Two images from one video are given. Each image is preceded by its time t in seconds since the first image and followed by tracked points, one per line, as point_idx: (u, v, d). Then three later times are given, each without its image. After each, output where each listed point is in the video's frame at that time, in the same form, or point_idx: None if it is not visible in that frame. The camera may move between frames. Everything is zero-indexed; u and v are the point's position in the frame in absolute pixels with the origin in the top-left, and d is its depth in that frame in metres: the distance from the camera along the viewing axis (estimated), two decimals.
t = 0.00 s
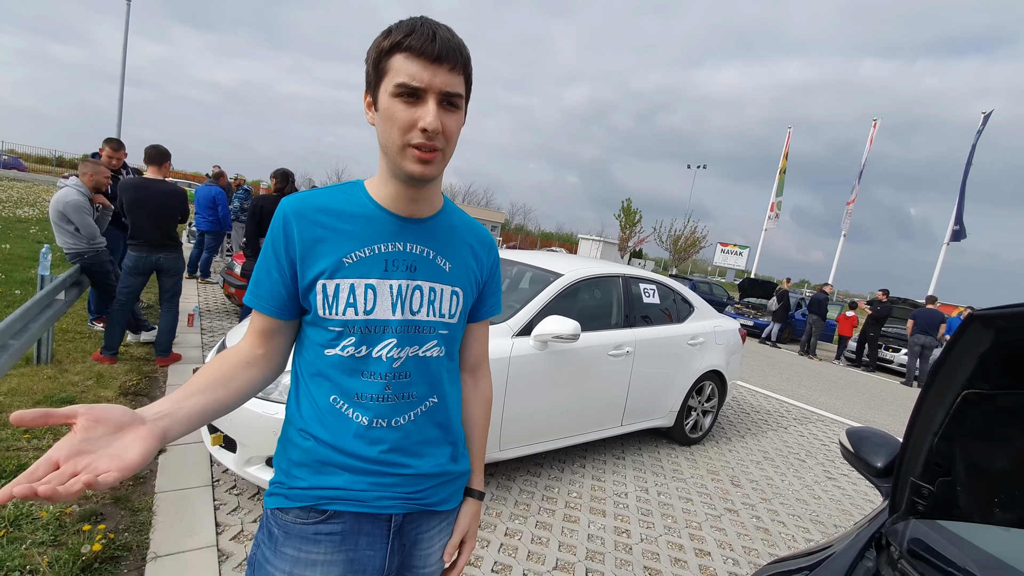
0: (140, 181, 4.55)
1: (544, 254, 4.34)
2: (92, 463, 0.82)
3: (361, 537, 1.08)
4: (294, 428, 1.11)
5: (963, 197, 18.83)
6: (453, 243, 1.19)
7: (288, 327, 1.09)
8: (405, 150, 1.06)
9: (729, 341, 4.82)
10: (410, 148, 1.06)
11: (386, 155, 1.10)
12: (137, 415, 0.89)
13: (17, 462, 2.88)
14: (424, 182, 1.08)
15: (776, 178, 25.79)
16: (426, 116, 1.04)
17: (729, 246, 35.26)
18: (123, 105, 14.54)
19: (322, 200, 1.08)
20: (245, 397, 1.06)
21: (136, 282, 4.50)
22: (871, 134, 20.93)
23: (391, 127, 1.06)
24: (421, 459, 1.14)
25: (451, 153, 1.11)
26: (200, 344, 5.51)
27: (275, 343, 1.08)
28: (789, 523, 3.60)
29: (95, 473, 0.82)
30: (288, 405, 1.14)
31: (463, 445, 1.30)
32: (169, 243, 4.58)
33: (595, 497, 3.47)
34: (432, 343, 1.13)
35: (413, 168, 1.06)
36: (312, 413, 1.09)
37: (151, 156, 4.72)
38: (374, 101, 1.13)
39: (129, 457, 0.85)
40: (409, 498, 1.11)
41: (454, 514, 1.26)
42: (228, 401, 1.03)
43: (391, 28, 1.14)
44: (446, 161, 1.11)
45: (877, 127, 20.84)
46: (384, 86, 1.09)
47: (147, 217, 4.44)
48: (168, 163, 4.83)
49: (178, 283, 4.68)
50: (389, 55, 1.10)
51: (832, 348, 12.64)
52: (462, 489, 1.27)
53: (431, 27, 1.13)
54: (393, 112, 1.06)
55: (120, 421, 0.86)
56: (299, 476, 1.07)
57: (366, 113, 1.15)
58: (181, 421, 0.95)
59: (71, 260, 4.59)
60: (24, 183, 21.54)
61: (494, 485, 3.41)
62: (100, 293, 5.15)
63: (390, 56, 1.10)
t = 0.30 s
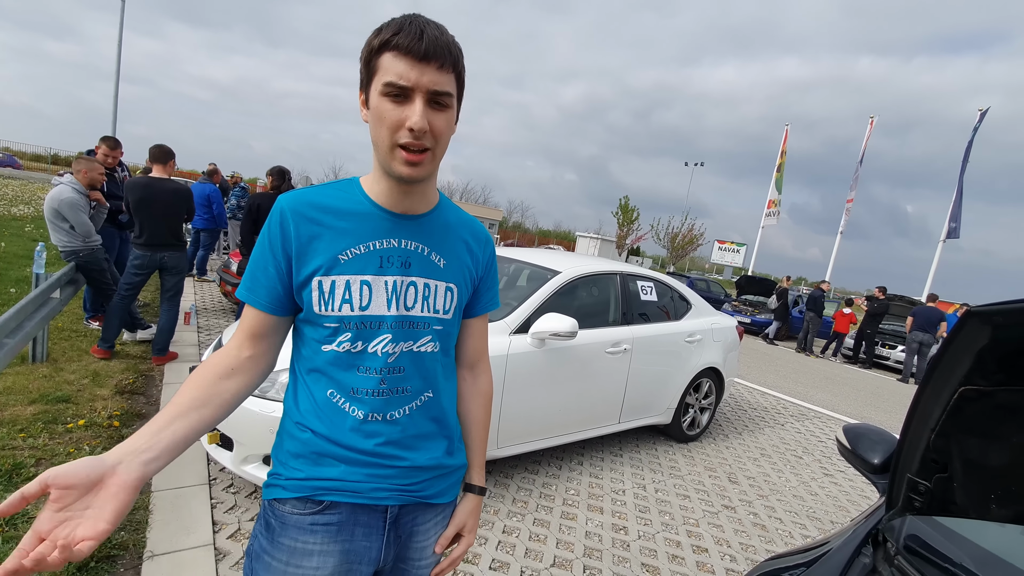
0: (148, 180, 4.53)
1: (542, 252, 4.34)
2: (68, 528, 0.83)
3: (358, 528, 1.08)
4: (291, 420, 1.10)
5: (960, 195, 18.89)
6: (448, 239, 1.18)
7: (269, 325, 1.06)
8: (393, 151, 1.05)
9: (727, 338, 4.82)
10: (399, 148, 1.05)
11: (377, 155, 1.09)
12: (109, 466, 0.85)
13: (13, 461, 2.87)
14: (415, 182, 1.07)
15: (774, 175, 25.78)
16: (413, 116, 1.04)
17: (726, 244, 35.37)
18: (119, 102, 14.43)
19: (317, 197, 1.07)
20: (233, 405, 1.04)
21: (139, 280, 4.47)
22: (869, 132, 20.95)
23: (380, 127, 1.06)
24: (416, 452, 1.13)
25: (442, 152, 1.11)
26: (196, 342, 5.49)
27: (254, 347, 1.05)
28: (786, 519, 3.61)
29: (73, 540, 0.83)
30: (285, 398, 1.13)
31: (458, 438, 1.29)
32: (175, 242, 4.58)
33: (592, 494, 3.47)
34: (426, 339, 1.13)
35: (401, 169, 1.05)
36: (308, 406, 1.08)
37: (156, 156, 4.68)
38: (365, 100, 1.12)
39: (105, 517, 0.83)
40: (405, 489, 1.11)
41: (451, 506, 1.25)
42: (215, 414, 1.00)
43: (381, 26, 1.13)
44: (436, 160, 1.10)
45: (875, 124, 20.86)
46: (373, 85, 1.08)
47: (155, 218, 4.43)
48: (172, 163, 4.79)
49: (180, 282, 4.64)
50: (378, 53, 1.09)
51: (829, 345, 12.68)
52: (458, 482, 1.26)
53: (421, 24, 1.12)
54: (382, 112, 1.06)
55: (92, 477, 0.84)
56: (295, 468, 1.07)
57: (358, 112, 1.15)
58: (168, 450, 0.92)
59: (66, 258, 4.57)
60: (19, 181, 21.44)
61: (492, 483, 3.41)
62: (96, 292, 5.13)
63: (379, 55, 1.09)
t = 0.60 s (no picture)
0: (135, 176, 4.50)
1: (540, 250, 4.33)
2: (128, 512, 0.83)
3: (352, 513, 1.08)
4: (289, 407, 1.10)
5: (959, 193, 18.88)
6: (446, 238, 1.17)
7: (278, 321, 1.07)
8: (393, 146, 1.05)
9: (725, 336, 4.83)
10: (398, 143, 1.04)
11: (375, 150, 1.09)
12: (154, 456, 0.88)
13: (10, 460, 2.87)
14: (413, 178, 1.06)
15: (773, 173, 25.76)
16: (412, 111, 1.03)
17: (724, 242, 35.41)
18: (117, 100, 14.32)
19: (315, 197, 1.07)
20: (252, 394, 1.07)
21: (129, 277, 4.46)
22: (866, 130, 20.95)
23: (379, 123, 1.06)
24: (409, 443, 1.13)
25: (440, 147, 1.10)
26: (194, 341, 5.48)
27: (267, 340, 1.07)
28: (784, 516, 3.62)
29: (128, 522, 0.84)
30: (283, 387, 1.13)
31: (451, 430, 1.29)
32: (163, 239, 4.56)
33: (591, 492, 3.48)
34: (420, 338, 1.13)
35: (401, 164, 1.05)
36: (304, 398, 1.08)
37: (151, 154, 4.68)
38: (362, 96, 1.12)
39: (159, 501, 0.87)
40: (398, 477, 1.10)
41: (445, 494, 1.25)
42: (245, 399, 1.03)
43: (377, 21, 1.13)
44: (435, 156, 1.10)
45: (872, 123, 20.85)
46: (371, 80, 1.08)
47: (143, 216, 4.42)
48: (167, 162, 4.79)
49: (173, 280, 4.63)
50: (375, 48, 1.09)
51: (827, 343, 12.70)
52: (451, 470, 1.26)
53: (418, 19, 1.12)
54: (380, 108, 1.05)
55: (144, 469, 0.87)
56: (291, 455, 1.07)
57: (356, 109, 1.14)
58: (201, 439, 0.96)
59: (63, 257, 4.55)
60: (16, 180, 21.39)
61: (490, 481, 3.41)
62: (93, 291, 5.12)
63: (377, 49, 1.09)
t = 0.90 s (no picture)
0: (120, 173, 4.52)
1: (540, 250, 4.33)
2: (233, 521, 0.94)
3: (341, 508, 1.08)
4: (282, 401, 1.11)
5: (958, 192, 18.89)
6: (441, 236, 1.17)
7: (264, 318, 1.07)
8: (392, 144, 1.04)
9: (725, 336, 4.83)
10: (397, 142, 1.04)
11: (371, 147, 1.08)
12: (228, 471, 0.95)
13: (10, 461, 2.87)
14: (411, 176, 1.06)
15: (772, 173, 25.74)
16: (413, 109, 1.03)
17: (724, 242, 35.47)
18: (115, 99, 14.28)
19: (309, 193, 1.07)
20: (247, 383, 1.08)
21: (116, 276, 4.51)
22: (866, 129, 20.93)
23: (377, 120, 1.05)
24: (399, 441, 1.13)
25: (438, 145, 1.10)
26: (193, 341, 5.48)
27: (253, 334, 1.07)
28: (783, 515, 3.62)
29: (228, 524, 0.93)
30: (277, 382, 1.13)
31: (443, 428, 1.29)
32: (146, 237, 4.53)
33: (591, 491, 3.48)
34: (414, 335, 1.13)
35: (399, 162, 1.04)
36: (296, 393, 1.09)
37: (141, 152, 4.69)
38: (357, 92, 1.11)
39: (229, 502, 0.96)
40: (386, 475, 1.10)
41: (435, 491, 1.26)
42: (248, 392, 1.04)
43: (374, 15, 1.12)
44: (432, 154, 1.10)
45: (872, 122, 20.83)
46: (368, 76, 1.07)
47: (125, 213, 4.42)
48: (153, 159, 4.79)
49: (162, 280, 4.65)
50: (372, 44, 1.08)
51: (826, 343, 12.71)
52: (442, 469, 1.27)
53: (416, 16, 1.12)
54: (379, 105, 1.05)
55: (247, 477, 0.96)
56: (282, 449, 1.07)
57: (350, 105, 1.13)
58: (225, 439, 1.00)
59: (62, 257, 4.54)
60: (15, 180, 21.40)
61: (490, 480, 3.41)
62: (92, 291, 5.12)
63: (375, 46, 1.08)
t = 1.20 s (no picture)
0: (110, 172, 4.56)
1: (540, 251, 4.34)
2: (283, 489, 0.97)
3: (339, 519, 1.08)
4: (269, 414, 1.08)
5: (956, 193, 18.92)
6: (430, 234, 1.19)
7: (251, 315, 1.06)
8: (387, 148, 1.04)
9: (725, 337, 4.84)
10: (392, 147, 1.04)
11: (365, 150, 1.07)
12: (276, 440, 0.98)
13: (11, 463, 2.87)
14: (406, 179, 1.07)
15: (771, 174, 25.77)
16: (411, 115, 1.03)
17: (723, 243, 35.50)
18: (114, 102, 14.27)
19: (295, 190, 1.06)
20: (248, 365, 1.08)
21: (108, 276, 4.51)
22: (864, 130, 20.97)
23: (373, 124, 1.04)
24: (396, 446, 1.14)
25: (432, 149, 1.11)
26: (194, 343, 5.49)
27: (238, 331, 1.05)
28: (783, 517, 3.63)
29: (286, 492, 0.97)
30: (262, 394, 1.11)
31: (435, 429, 1.31)
32: (135, 237, 4.50)
33: (591, 493, 3.48)
34: (410, 335, 1.14)
35: (394, 167, 1.04)
36: (285, 404, 1.06)
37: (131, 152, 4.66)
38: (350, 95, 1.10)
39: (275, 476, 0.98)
40: (384, 481, 1.12)
41: (429, 493, 1.28)
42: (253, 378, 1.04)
43: (368, 16, 1.11)
44: (426, 158, 1.11)
45: (871, 124, 20.87)
46: (363, 80, 1.06)
47: (111, 211, 4.42)
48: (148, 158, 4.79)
49: (155, 282, 4.64)
50: (368, 48, 1.07)
51: (826, 344, 12.72)
52: (436, 470, 1.28)
53: (412, 19, 1.11)
54: (375, 109, 1.04)
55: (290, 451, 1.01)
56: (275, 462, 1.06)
57: (343, 107, 1.12)
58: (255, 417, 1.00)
59: (62, 259, 4.55)
60: (14, 182, 21.40)
61: (491, 482, 3.41)
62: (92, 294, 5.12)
63: (370, 48, 1.07)
